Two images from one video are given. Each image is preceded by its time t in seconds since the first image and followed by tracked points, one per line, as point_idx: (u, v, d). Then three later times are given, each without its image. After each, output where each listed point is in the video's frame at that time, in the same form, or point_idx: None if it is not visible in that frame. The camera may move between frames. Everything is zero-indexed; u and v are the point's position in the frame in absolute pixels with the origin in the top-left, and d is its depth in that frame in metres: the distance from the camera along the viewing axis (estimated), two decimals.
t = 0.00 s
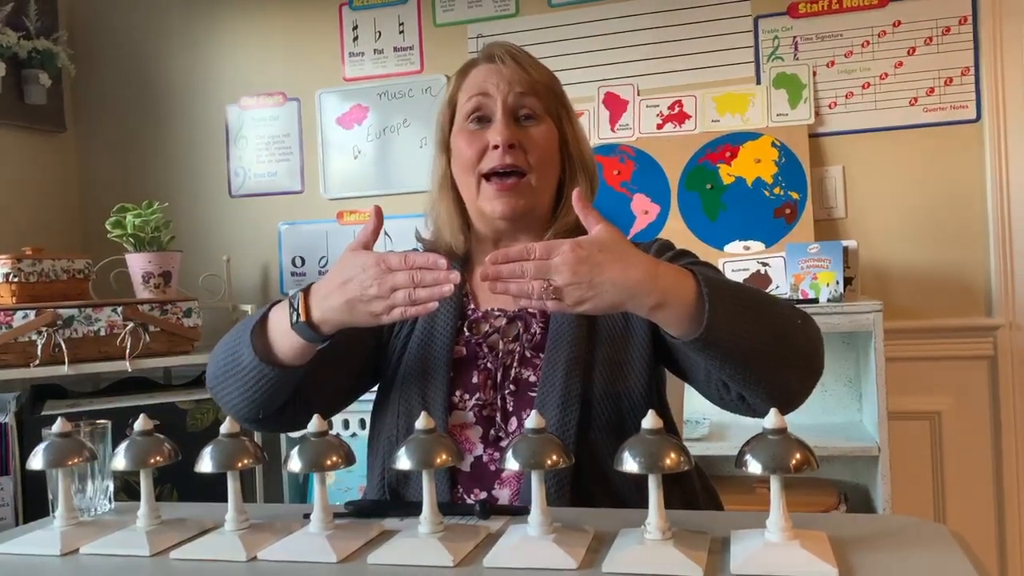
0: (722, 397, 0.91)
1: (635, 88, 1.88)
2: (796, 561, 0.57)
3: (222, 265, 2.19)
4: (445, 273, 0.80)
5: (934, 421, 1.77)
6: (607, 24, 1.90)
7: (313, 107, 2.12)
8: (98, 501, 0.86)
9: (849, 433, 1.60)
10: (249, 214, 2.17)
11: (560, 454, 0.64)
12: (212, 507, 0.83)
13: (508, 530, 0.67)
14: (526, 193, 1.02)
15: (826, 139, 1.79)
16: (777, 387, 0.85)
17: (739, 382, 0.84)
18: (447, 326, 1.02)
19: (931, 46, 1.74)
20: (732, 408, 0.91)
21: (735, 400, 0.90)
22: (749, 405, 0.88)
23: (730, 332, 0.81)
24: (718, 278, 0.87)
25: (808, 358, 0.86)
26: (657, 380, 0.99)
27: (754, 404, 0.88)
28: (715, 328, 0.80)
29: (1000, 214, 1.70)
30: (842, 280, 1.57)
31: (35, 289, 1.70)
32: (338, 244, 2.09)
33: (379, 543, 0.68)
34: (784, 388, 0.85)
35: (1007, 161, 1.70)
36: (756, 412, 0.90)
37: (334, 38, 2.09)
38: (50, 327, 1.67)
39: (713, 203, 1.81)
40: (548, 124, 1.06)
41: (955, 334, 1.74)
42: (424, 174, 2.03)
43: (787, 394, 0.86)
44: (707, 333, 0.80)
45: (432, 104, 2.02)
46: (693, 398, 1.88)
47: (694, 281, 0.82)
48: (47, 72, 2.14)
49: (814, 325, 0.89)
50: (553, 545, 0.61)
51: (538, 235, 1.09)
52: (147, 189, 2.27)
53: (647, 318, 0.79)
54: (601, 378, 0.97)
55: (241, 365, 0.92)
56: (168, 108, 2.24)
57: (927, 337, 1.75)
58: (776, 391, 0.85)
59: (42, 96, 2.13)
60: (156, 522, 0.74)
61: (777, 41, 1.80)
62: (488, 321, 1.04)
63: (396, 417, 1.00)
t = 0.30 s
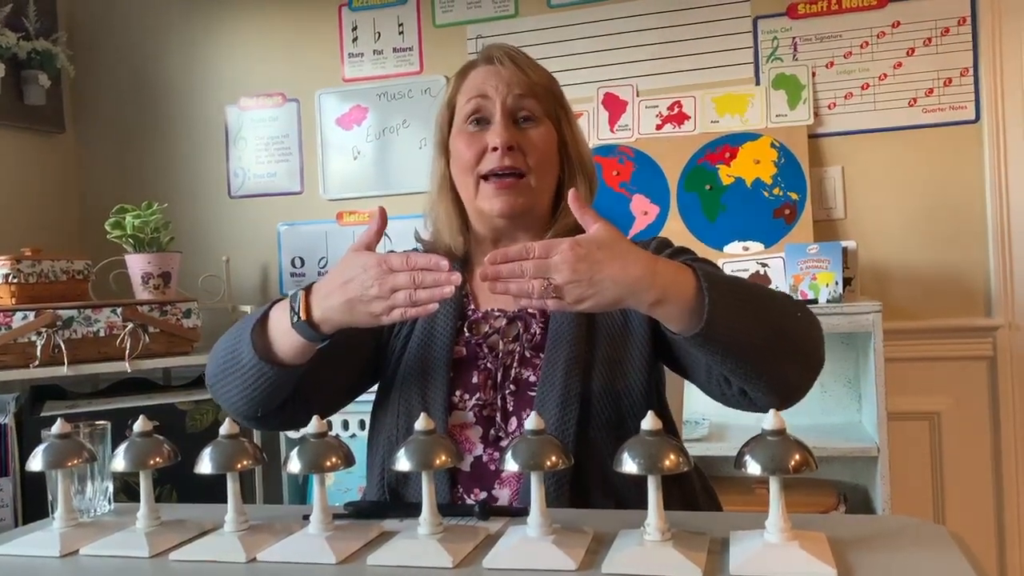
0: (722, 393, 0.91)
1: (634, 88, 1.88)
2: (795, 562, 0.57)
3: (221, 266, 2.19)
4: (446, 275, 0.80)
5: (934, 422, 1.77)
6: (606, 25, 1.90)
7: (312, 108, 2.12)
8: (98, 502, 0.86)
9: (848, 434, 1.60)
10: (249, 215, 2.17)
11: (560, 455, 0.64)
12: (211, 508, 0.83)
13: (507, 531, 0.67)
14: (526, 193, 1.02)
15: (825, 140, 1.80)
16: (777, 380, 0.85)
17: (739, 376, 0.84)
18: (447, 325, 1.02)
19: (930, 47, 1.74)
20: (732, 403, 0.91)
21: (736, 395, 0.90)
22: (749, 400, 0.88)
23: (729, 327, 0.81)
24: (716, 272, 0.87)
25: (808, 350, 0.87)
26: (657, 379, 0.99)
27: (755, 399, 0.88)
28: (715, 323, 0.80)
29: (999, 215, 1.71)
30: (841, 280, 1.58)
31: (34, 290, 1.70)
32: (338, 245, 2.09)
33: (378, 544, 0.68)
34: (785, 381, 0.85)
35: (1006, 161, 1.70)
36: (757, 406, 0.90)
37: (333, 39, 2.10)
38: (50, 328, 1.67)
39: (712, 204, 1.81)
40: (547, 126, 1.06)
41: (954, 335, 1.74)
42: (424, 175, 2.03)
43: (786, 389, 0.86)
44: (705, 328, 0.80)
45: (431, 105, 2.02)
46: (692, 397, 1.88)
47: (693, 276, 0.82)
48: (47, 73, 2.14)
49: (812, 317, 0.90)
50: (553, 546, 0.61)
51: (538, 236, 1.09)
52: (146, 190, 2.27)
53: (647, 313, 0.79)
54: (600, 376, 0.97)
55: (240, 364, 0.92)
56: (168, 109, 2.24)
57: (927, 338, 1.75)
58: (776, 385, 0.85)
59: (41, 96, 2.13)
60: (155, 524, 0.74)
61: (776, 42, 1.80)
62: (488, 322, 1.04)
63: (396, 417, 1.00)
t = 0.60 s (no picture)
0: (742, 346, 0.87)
1: (633, 90, 1.88)
2: (794, 563, 0.57)
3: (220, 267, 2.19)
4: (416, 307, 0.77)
5: (932, 423, 1.77)
6: (605, 26, 1.90)
7: (312, 109, 2.12)
8: (97, 504, 0.86)
9: (847, 435, 1.60)
10: (248, 216, 2.17)
11: (559, 457, 0.62)
12: (210, 509, 0.83)
13: (507, 533, 0.67)
14: (527, 189, 1.00)
15: (825, 141, 1.80)
16: (806, 313, 0.83)
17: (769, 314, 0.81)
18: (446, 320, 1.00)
19: (929, 48, 1.74)
20: (751, 355, 0.88)
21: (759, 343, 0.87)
22: (773, 346, 0.85)
23: (755, 263, 0.78)
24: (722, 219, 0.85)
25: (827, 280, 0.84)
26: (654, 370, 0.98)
27: (781, 343, 0.85)
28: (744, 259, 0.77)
29: (998, 216, 1.71)
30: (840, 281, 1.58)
31: (34, 291, 1.70)
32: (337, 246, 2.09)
33: (377, 545, 0.68)
34: (813, 310, 0.83)
35: (1005, 162, 1.70)
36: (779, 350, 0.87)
37: (333, 40, 2.10)
38: (49, 329, 1.67)
39: (711, 205, 1.81)
40: (547, 123, 1.04)
41: (953, 336, 1.74)
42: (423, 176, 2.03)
43: (816, 322, 0.84)
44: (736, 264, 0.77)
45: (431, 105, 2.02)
46: (689, 398, 1.87)
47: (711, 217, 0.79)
48: (45, 74, 2.15)
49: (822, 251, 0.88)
50: (552, 547, 0.61)
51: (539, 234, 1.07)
52: (145, 191, 2.27)
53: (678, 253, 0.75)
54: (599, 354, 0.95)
55: (212, 304, 0.92)
56: (166, 110, 2.24)
57: (926, 339, 1.76)
58: (806, 318, 0.83)
59: (41, 97, 2.14)
60: (154, 526, 0.74)
61: (775, 43, 1.81)
62: (487, 317, 1.02)
63: (393, 408, 0.98)
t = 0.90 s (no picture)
0: (734, 264, 0.86)
1: (632, 90, 1.89)
2: (794, 564, 0.57)
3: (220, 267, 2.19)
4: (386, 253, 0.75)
5: (932, 424, 1.77)
6: (605, 27, 1.91)
7: (311, 109, 2.12)
8: (97, 504, 0.86)
9: (847, 435, 1.60)
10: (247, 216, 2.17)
11: (559, 457, 0.62)
12: (210, 509, 0.83)
13: (506, 533, 0.67)
14: (525, 187, 0.99)
15: (824, 141, 1.79)
16: (799, 209, 0.81)
17: (758, 215, 0.80)
18: (447, 316, 0.97)
19: (929, 49, 1.74)
20: (745, 275, 0.86)
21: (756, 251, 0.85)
22: (766, 257, 0.84)
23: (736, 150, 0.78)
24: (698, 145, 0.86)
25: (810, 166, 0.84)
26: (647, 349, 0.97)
27: (774, 249, 0.84)
28: (723, 143, 0.77)
29: (997, 217, 1.71)
30: (839, 282, 1.58)
31: (34, 291, 1.70)
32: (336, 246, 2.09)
33: (377, 545, 0.68)
34: (803, 195, 0.82)
35: (1005, 163, 1.70)
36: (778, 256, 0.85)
37: (332, 40, 2.10)
38: (49, 329, 1.67)
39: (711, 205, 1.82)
40: (544, 121, 1.03)
41: (953, 337, 1.74)
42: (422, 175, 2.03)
43: (809, 219, 0.83)
44: (715, 146, 0.77)
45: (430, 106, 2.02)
46: (689, 398, 1.86)
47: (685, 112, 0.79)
48: (45, 75, 2.15)
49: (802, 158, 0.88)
50: (553, 548, 0.61)
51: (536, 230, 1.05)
52: (144, 191, 2.27)
53: (654, 140, 0.75)
54: (589, 327, 0.94)
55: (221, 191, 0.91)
56: (165, 111, 2.24)
57: (926, 340, 1.76)
58: (800, 214, 0.81)
59: (41, 98, 2.14)
60: (153, 526, 0.74)
61: (774, 44, 1.81)
62: (485, 308, 1.00)
63: (391, 397, 0.96)
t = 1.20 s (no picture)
0: (725, 257, 0.86)
1: (632, 89, 1.89)
2: (795, 563, 0.57)
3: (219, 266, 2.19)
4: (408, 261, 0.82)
5: (932, 423, 1.77)
6: (605, 26, 1.90)
7: (311, 108, 2.11)
8: (96, 503, 0.85)
9: (848, 435, 1.60)
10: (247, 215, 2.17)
11: (559, 457, 0.62)
12: (208, 509, 0.83)
13: (507, 532, 0.66)
14: (525, 188, 0.99)
15: (825, 140, 1.79)
16: (784, 197, 0.82)
17: (745, 205, 0.81)
18: (448, 316, 0.97)
19: (929, 48, 1.74)
20: (738, 266, 0.87)
21: (748, 243, 0.85)
22: (757, 247, 0.85)
23: (710, 148, 0.80)
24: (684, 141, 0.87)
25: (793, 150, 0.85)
26: (647, 346, 0.97)
27: (763, 238, 0.84)
28: (694, 145, 0.79)
29: (997, 216, 1.71)
30: (839, 281, 1.58)
31: (33, 290, 1.70)
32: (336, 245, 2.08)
33: (377, 545, 0.68)
34: (789, 180, 0.83)
35: (1005, 161, 1.70)
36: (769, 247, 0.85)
37: (332, 39, 2.09)
38: (48, 328, 1.67)
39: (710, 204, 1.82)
40: (543, 121, 1.04)
41: (953, 336, 1.74)
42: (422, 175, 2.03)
43: (795, 206, 0.84)
44: (687, 149, 0.79)
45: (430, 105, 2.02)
46: (689, 398, 1.86)
47: (654, 118, 0.82)
48: (45, 74, 2.15)
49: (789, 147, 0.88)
50: (553, 547, 0.61)
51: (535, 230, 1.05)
52: (144, 190, 2.27)
53: (626, 152, 0.78)
54: (587, 326, 0.94)
55: (230, 193, 0.93)
56: (165, 110, 2.24)
57: (926, 339, 1.75)
58: (785, 201, 0.82)
59: (40, 97, 2.14)
60: (153, 525, 0.74)
61: (775, 43, 1.80)
62: (486, 307, 1.00)
63: (392, 398, 0.96)
